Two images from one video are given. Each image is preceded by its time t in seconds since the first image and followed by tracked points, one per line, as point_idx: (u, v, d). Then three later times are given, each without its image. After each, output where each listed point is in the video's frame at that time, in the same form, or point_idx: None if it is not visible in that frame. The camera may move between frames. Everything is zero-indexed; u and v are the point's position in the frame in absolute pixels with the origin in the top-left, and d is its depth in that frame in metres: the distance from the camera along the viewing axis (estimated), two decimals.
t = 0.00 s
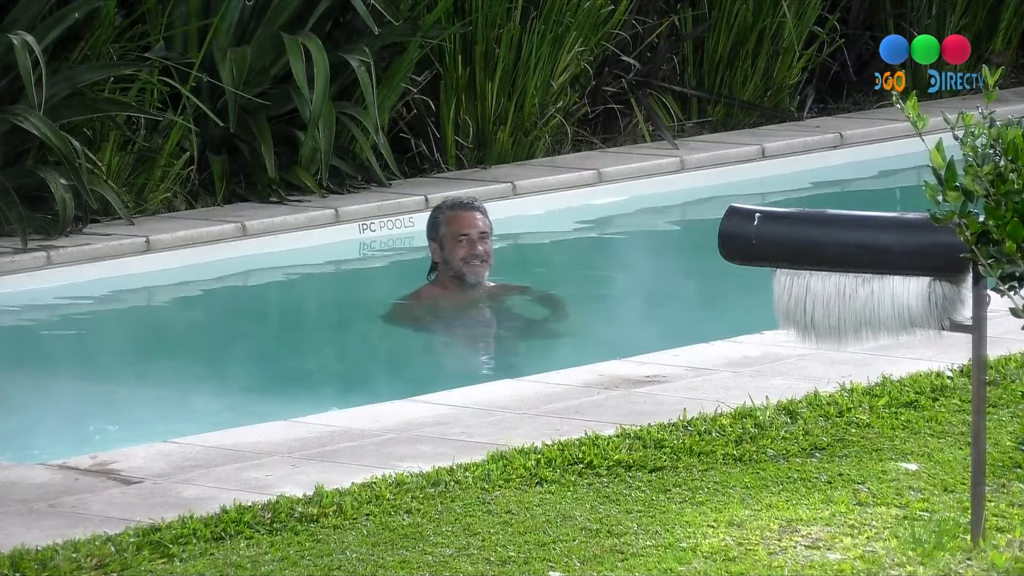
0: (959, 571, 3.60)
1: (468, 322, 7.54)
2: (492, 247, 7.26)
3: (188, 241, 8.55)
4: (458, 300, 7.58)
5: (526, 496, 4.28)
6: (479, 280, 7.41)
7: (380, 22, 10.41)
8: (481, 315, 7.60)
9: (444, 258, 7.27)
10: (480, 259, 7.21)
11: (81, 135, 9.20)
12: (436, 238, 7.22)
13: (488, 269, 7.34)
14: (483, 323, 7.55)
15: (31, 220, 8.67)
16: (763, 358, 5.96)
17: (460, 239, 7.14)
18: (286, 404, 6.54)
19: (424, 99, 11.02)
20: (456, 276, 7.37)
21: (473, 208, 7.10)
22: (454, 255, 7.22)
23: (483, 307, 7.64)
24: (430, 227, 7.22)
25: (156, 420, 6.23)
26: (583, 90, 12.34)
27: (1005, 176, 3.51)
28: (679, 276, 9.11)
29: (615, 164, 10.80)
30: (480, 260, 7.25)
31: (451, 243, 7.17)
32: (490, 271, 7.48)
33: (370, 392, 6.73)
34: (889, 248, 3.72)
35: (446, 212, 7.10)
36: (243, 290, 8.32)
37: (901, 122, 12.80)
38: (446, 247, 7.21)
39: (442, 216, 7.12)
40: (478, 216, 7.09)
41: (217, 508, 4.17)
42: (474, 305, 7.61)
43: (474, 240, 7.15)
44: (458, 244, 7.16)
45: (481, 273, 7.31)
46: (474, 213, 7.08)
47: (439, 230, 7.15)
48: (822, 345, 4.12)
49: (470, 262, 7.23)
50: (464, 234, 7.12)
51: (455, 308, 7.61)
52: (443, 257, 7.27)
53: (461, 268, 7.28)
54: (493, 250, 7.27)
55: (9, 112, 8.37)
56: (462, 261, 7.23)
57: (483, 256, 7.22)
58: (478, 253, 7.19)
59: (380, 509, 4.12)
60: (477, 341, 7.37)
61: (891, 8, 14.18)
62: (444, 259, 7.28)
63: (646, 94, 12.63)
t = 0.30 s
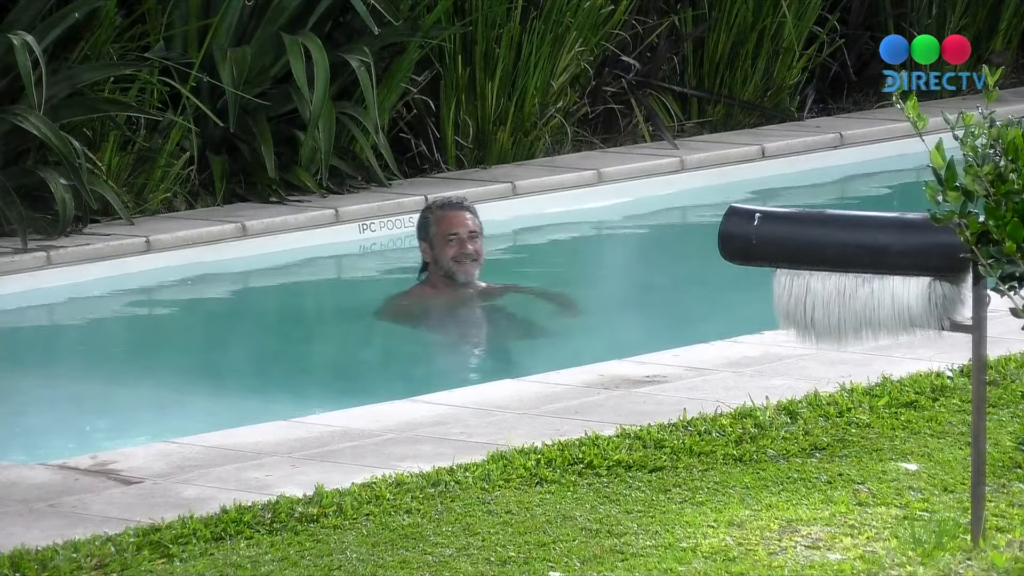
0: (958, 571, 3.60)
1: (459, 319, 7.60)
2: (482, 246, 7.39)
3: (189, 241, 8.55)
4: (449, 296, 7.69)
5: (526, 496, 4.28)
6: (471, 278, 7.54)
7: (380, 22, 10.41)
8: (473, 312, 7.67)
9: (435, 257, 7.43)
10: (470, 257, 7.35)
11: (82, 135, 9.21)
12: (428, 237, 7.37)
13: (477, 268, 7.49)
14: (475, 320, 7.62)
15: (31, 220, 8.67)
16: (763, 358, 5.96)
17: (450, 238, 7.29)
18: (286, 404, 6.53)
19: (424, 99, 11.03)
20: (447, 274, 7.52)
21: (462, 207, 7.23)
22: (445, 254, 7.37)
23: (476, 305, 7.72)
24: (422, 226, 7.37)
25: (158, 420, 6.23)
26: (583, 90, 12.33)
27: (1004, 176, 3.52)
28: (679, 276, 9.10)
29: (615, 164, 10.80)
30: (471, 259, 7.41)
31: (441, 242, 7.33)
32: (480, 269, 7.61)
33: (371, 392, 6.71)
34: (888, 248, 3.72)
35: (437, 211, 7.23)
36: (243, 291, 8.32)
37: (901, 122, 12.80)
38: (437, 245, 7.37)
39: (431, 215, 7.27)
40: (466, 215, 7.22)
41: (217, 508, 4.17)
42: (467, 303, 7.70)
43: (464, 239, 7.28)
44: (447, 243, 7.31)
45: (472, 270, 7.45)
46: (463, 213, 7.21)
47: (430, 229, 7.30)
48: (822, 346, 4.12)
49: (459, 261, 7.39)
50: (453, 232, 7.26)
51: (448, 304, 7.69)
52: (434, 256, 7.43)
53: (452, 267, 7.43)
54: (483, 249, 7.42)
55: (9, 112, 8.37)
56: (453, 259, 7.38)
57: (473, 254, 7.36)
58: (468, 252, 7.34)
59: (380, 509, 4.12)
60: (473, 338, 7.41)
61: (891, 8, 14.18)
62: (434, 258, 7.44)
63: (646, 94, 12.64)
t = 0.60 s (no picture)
0: (959, 571, 3.60)
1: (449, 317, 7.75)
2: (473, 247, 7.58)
3: (189, 240, 8.55)
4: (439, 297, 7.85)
5: (526, 496, 4.28)
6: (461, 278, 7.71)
7: (380, 22, 10.41)
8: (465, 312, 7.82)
9: (427, 257, 7.63)
10: (460, 257, 7.54)
11: (82, 135, 9.21)
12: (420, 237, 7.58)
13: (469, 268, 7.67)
14: (464, 317, 7.77)
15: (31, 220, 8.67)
16: (763, 358, 5.96)
17: (441, 238, 7.49)
18: (287, 405, 6.53)
19: (424, 99, 11.03)
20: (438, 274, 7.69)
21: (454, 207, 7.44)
22: (436, 254, 7.56)
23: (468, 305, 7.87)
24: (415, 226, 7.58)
25: (158, 420, 6.23)
26: (583, 90, 12.33)
27: (1004, 176, 3.51)
28: (680, 277, 9.09)
29: (615, 164, 10.80)
30: (461, 260, 7.58)
31: (433, 242, 7.52)
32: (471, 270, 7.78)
33: (371, 392, 6.70)
34: (888, 248, 3.71)
35: (429, 212, 7.44)
36: (244, 291, 8.33)
37: (901, 122, 12.81)
38: (428, 245, 7.56)
39: (424, 215, 7.47)
40: (457, 215, 7.42)
41: (217, 508, 4.17)
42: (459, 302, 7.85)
43: (454, 238, 7.48)
44: (438, 243, 7.50)
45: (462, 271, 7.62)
46: (455, 213, 7.41)
47: (423, 228, 7.51)
48: (823, 346, 4.12)
49: (450, 261, 7.58)
50: (444, 232, 7.45)
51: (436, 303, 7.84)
52: (426, 256, 7.61)
53: (443, 267, 7.61)
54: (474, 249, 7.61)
55: (9, 112, 8.37)
56: (444, 258, 7.56)
57: (464, 255, 7.55)
58: (458, 253, 7.54)
59: (380, 509, 4.12)
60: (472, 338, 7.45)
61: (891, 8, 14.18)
62: (426, 258, 7.64)
63: (646, 94, 12.64)
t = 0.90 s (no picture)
0: (959, 571, 3.60)
1: (439, 318, 7.66)
2: (464, 246, 7.49)
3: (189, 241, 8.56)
4: (428, 293, 7.75)
5: (526, 496, 4.28)
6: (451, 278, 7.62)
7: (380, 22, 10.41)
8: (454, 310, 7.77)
9: (416, 256, 7.51)
10: (451, 257, 7.44)
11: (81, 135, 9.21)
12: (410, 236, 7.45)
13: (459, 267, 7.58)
14: (454, 316, 7.71)
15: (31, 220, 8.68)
16: (763, 358, 5.96)
17: (432, 238, 7.38)
18: (288, 405, 6.52)
19: (424, 99, 11.04)
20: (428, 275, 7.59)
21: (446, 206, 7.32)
22: (426, 254, 7.46)
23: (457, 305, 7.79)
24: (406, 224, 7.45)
25: (158, 420, 6.23)
26: (583, 90, 12.33)
27: (1005, 176, 3.51)
28: (680, 276, 9.10)
29: (615, 164, 10.80)
30: (452, 260, 7.49)
31: (424, 241, 7.41)
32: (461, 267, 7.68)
33: (372, 393, 6.69)
34: (888, 248, 3.71)
35: (421, 211, 7.31)
36: (244, 291, 8.33)
37: (901, 122, 12.81)
38: (419, 244, 7.44)
39: (416, 214, 7.34)
40: (450, 214, 7.31)
41: (217, 508, 4.17)
42: (448, 298, 7.76)
43: (446, 238, 7.37)
44: (430, 242, 7.39)
45: (452, 271, 7.53)
46: (447, 213, 7.30)
47: (413, 228, 7.38)
48: (823, 346, 4.12)
49: (441, 261, 7.47)
50: (436, 232, 7.34)
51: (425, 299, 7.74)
52: (416, 255, 7.50)
53: (433, 267, 7.50)
54: (465, 248, 7.52)
55: (9, 112, 8.37)
56: (434, 259, 7.46)
57: (454, 254, 7.45)
58: (449, 253, 7.44)
59: (380, 509, 4.12)
60: (469, 340, 7.44)
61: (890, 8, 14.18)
62: (416, 257, 7.52)
63: (646, 94, 12.64)
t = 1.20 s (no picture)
0: (959, 571, 3.60)
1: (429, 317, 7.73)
2: (454, 247, 7.52)
3: (189, 240, 8.55)
4: (418, 292, 7.80)
5: (526, 496, 4.28)
6: (441, 278, 7.66)
7: (380, 22, 10.41)
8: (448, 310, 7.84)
9: (406, 255, 7.54)
10: (440, 258, 7.47)
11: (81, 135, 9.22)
12: (401, 236, 7.49)
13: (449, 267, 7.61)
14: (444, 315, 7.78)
15: (31, 220, 8.67)
16: (764, 358, 5.96)
17: (422, 238, 7.41)
18: (289, 405, 6.52)
19: (424, 99, 11.04)
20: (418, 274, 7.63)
21: (436, 208, 7.33)
22: (416, 254, 7.49)
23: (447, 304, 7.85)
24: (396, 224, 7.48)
25: (157, 420, 6.23)
26: (583, 90, 12.34)
27: (1004, 176, 3.51)
28: (680, 276, 9.09)
29: (615, 164, 10.80)
30: (442, 260, 7.52)
31: (413, 242, 7.44)
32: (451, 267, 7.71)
33: (374, 392, 6.69)
34: (888, 248, 3.71)
35: (410, 212, 7.33)
36: (245, 291, 8.32)
37: (901, 122, 12.81)
38: (409, 244, 7.48)
39: (406, 215, 7.36)
40: (439, 216, 7.32)
41: (217, 508, 4.17)
42: (438, 297, 7.82)
43: (436, 239, 7.40)
44: (419, 243, 7.43)
45: (442, 271, 7.56)
46: (436, 214, 7.31)
47: (403, 228, 7.40)
48: (823, 346, 4.12)
49: (431, 262, 7.50)
50: (426, 233, 7.37)
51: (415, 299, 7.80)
52: (406, 255, 7.54)
53: (423, 267, 7.54)
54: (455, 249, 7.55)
55: (9, 112, 8.37)
56: (424, 259, 7.49)
57: (444, 255, 7.48)
58: (439, 253, 7.47)
59: (380, 509, 4.12)
60: (469, 341, 7.48)
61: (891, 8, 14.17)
62: (406, 256, 7.55)
63: (645, 94, 12.65)
